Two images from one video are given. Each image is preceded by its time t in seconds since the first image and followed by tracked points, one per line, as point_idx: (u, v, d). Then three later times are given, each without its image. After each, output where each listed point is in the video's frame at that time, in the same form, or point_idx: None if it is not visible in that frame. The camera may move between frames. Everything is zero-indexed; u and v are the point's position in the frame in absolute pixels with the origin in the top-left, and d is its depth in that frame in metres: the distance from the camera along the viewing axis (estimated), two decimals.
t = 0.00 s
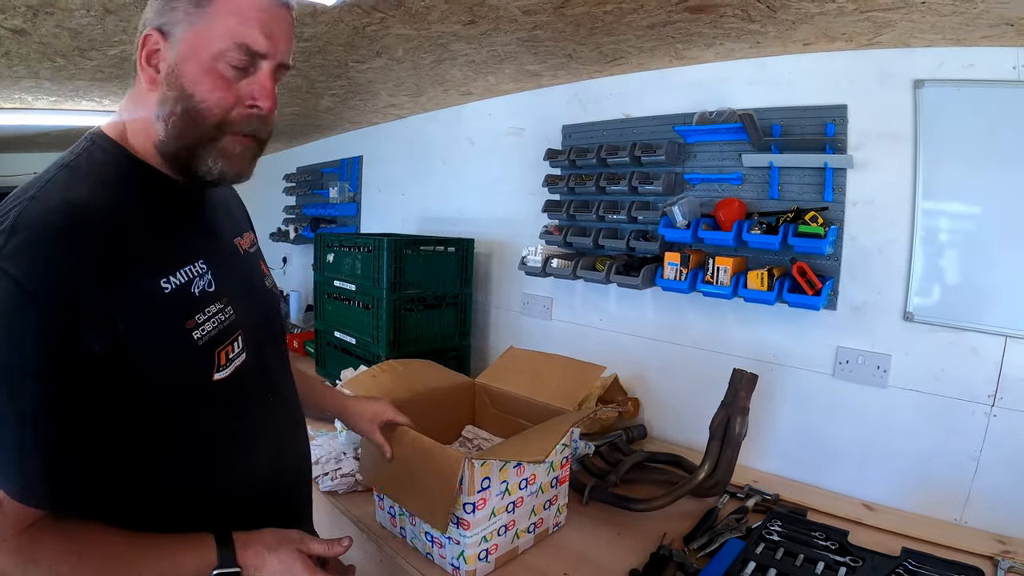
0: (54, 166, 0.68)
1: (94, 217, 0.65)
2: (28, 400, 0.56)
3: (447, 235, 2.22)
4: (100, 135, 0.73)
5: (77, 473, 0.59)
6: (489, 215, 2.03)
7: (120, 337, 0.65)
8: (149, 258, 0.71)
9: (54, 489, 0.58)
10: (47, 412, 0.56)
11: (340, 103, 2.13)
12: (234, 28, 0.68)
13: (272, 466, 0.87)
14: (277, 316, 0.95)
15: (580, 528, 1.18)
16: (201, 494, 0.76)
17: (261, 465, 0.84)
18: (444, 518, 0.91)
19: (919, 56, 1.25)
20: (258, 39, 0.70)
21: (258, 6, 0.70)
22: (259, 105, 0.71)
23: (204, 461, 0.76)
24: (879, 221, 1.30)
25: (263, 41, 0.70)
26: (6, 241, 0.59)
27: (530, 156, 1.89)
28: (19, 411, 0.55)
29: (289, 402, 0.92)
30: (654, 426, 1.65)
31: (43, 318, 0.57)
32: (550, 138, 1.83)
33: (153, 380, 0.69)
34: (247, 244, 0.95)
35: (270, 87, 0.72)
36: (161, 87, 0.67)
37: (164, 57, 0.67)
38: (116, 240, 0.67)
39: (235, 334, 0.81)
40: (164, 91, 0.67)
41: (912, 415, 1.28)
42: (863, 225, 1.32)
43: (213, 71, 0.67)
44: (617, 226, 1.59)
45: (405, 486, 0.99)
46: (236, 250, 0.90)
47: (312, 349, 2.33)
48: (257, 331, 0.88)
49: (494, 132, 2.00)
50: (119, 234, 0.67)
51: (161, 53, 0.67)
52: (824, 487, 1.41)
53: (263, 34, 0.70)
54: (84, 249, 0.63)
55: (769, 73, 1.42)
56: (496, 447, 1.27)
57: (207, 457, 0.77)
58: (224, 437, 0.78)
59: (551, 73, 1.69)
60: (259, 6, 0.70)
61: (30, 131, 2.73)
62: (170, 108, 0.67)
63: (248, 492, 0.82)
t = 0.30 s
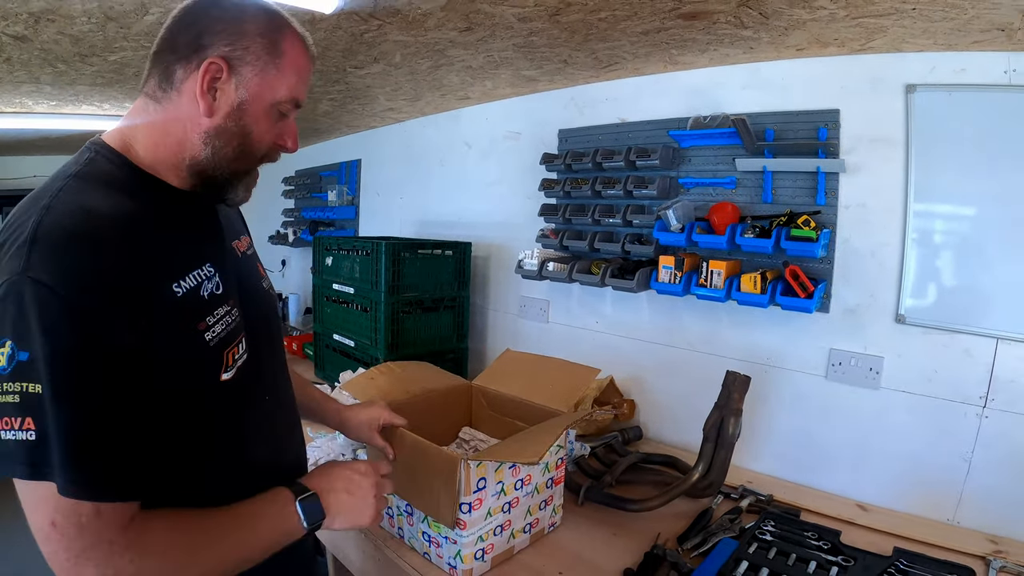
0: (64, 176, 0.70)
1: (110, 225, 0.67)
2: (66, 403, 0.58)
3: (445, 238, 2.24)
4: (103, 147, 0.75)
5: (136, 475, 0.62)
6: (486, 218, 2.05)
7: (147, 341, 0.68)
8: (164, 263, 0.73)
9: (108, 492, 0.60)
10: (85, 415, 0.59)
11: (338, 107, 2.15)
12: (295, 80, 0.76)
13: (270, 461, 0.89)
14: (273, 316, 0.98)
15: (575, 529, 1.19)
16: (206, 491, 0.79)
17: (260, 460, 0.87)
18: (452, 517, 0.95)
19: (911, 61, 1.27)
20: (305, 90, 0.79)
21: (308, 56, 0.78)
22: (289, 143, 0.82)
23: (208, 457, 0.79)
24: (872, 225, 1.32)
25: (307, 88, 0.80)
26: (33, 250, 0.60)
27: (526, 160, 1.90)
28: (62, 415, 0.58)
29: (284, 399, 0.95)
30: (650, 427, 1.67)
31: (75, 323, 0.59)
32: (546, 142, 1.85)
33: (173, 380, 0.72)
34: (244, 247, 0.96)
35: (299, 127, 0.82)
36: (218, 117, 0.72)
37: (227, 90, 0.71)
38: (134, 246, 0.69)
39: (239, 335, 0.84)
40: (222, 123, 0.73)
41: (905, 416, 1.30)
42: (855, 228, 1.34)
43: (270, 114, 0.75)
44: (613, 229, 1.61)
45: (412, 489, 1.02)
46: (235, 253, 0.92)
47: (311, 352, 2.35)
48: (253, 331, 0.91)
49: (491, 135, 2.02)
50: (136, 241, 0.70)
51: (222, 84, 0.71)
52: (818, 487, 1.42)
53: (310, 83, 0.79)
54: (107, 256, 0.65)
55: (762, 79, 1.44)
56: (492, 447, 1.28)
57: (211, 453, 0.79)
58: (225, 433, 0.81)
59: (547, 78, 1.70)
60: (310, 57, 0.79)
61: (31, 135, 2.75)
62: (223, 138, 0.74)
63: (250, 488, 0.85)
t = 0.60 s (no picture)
0: (93, 178, 0.71)
1: (149, 219, 0.70)
2: (146, 371, 0.61)
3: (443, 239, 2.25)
4: (126, 155, 0.77)
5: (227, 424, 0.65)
6: (485, 219, 2.06)
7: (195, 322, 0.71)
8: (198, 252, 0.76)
9: (215, 432, 0.63)
10: (165, 380, 0.62)
11: (338, 109, 2.15)
12: (305, 94, 0.77)
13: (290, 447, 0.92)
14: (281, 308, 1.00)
15: (573, 528, 1.20)
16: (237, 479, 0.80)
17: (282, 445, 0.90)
18: (451, 516, 0.96)
19: (907, 63, 1.27)
20: (315, 102, 0.80)
21: (316, 71, 0.80)
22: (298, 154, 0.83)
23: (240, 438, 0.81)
24: (868, 226, 1.32)
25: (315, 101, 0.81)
26: (91, 239, 0.63)
27: (524, 162, 1.91)
28: (145, 380, 0.60)
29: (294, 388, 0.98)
30: (648, 428, 1.67)
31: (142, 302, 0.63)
32: (544, 143, 1.86)
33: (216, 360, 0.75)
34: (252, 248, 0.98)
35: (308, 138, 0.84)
36: (232, 129, 0.74)
37: (240, 103, 0.73)
38: (171, 240, 0.72)
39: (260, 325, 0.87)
40: (236, 134, 0.74)
41: (901, 416, 1.30)
42: (851, 229, 1.34)
43: (282, 126, 0.77)
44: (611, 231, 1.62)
45: (413, 491, 1.02)
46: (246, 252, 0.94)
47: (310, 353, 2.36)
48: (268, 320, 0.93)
49: (489, 137, 2.02)
50: (172, 235, 0.73)
51: (236, 98, 0.73)
52: (815, 487, 1.43)
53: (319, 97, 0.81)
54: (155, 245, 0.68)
55: (759, 81, 1.44)
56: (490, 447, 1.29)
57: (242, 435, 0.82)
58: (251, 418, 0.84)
59: (545, 80, 1.71)
60: (318, 72, 0.80)
61: (32, 136, 2.76)
62: (236, 148, 0.75)
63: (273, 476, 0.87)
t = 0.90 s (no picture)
0: (140, 175, 0.79)
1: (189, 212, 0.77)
2: (178, 341, 0.67)
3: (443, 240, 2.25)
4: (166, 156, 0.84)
5: (244, 395, 0.71)
6: (484, 220, 2.06)
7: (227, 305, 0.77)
8: (234, 243, 0.83)
9: (231, 398, 0.69)
10: (195, 352, 0.68)
11: (337, 110, 2.16)
12: (321, 102, 0.82)
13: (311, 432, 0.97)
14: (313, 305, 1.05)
15: (573, 528, 1.20)
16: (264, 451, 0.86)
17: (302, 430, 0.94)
18: (452, 515, 0.97)
19: (905, 64, 1.28)
20: (332, 110, 0.85)
21: (331, 80, 0.84)
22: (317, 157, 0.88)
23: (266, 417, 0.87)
24: (867, 226, 1.33)
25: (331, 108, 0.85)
26: (136, 225, 0.70)
27: (524, 162, 1.91)
28: (177, 350, 0.66)
29: (320, 379, 1.03)
30: (648, 428, 1.68)
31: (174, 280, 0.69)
32: (544, 144, 1.86)
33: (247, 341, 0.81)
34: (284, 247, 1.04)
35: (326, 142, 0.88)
36: (255, 135, 0.79)
37: (262, 111, 0.78)
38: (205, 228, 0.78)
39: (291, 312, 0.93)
40: (260, 138, 0.80)
41: (900, 415, 1.31)
42: (850, 230, 1.35)
43: (301, 132, 0.82)
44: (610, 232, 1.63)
45: (415, 491, 1.03)
46: (280, 250, 1.00)
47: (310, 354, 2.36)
48: (302, 311, 0.98)
49: (489, 138, 2.03)
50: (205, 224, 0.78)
51: (259, 107, 0.78)
52: (814, 487, 1.43)
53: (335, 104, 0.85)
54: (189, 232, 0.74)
55: (758, 81, 1.45)
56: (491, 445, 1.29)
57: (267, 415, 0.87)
58: (277, 400, 0.89)
59: (545, 81, 1.71)
60: (333, 82, 0.84)
61: (32, 137, 2.76)
62: (259, 152, 0.81)
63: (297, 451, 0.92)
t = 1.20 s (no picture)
0: (141, 194, 0.84)
1: (184, 227, 0.82)
2: (172, 343, 0.71)
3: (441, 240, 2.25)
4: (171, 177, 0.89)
5: (235, 392, 0.74)
6: (483, 221, 2.06)
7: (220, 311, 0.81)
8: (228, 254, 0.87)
9: (223, 395, 0.72)
10: (189, 351, 0.71)
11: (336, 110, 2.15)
12: (316, 124, 0.87)
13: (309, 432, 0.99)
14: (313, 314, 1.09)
15: (572, 528, 1.20)
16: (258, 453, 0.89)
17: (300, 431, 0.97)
18: (451, 515, 0.97)
19: (904, 63, 1.28)
20: (327, 131, 0.89)
21: (327, 105, 0.89)
22: (314, 174, 0.93)
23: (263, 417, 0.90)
24: (865, 225, 1.33)
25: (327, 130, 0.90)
26: (133, 239, 0.75)
27: (523, 163, 1.91)
28: (171, 349, 0.70)
29: (318, 383, 1.06)
30: (647, 428, 1.68)
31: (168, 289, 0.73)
32: (542, 144, 1.86)
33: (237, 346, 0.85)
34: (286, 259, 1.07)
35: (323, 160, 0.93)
36: (254, 156, 0.85)
37: (260, 135, 0.84)
38: (198, 244, 0.82)
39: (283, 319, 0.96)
40: (258, 160, 0.85)
41: (898, 415, 1.31)
42: (849, 229, 1.35)
43: (297, 152, 0.87)
44: (609, 231, 1.63)
45: (414, 490, 1.03)
46: (280, 262, 1.03)
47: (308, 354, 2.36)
48: (296, 320, 1.02)
49: (487, 138, 2.03)
50: (198, 240, 0.83)
51: (257, 131, 0.83)
52: (814, 486, 1.43)
53: (331, 127, 0.89)
54: (182, 247, 0.79)
55: (756, 81, 1.45)
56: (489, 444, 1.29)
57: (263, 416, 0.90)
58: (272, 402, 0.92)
59: (543, 81, 1.71)
60: (329, 106, 0.89)
61: (30, 137, 2.76)
62: (258, 172, 0.86)
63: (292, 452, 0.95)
